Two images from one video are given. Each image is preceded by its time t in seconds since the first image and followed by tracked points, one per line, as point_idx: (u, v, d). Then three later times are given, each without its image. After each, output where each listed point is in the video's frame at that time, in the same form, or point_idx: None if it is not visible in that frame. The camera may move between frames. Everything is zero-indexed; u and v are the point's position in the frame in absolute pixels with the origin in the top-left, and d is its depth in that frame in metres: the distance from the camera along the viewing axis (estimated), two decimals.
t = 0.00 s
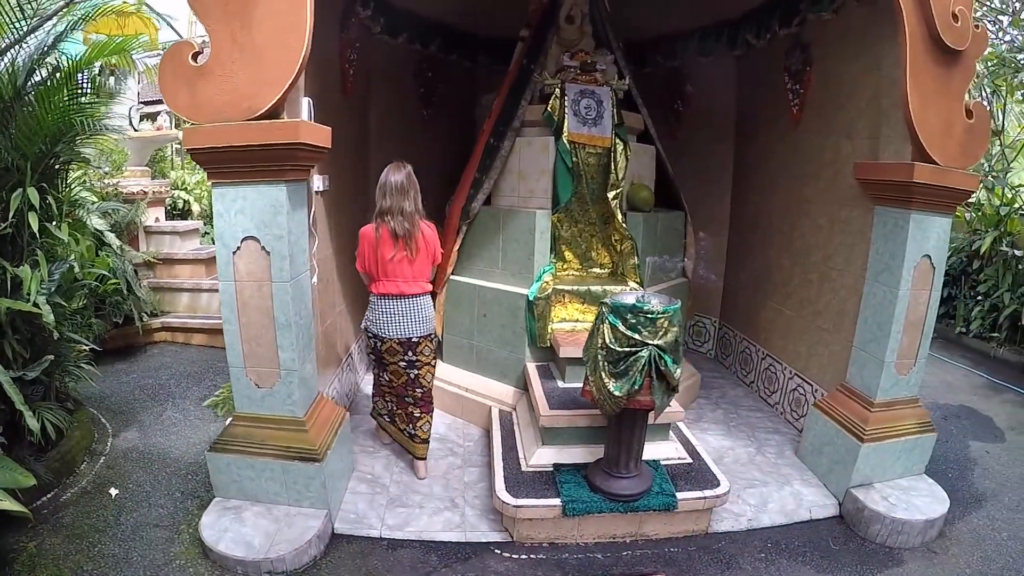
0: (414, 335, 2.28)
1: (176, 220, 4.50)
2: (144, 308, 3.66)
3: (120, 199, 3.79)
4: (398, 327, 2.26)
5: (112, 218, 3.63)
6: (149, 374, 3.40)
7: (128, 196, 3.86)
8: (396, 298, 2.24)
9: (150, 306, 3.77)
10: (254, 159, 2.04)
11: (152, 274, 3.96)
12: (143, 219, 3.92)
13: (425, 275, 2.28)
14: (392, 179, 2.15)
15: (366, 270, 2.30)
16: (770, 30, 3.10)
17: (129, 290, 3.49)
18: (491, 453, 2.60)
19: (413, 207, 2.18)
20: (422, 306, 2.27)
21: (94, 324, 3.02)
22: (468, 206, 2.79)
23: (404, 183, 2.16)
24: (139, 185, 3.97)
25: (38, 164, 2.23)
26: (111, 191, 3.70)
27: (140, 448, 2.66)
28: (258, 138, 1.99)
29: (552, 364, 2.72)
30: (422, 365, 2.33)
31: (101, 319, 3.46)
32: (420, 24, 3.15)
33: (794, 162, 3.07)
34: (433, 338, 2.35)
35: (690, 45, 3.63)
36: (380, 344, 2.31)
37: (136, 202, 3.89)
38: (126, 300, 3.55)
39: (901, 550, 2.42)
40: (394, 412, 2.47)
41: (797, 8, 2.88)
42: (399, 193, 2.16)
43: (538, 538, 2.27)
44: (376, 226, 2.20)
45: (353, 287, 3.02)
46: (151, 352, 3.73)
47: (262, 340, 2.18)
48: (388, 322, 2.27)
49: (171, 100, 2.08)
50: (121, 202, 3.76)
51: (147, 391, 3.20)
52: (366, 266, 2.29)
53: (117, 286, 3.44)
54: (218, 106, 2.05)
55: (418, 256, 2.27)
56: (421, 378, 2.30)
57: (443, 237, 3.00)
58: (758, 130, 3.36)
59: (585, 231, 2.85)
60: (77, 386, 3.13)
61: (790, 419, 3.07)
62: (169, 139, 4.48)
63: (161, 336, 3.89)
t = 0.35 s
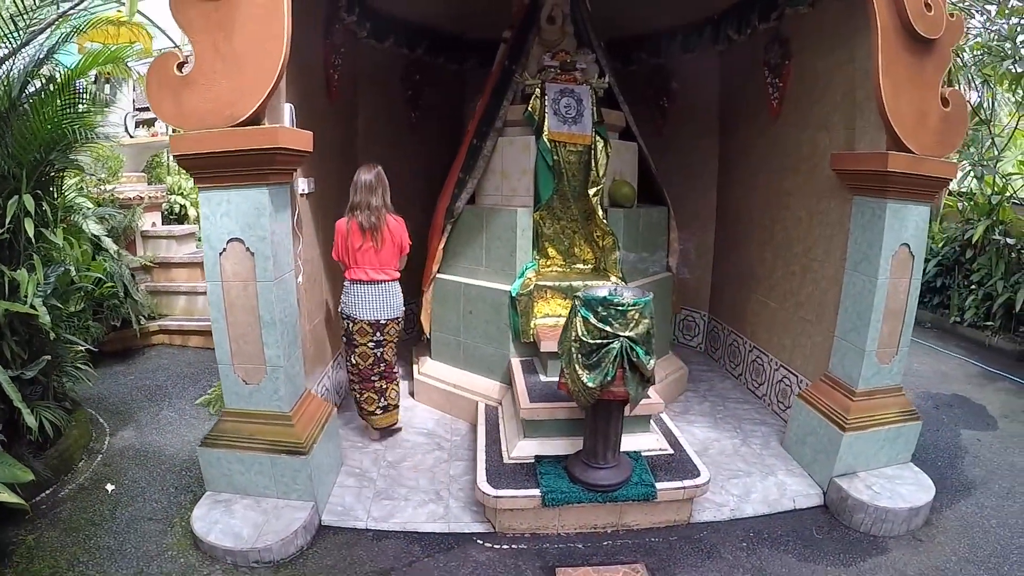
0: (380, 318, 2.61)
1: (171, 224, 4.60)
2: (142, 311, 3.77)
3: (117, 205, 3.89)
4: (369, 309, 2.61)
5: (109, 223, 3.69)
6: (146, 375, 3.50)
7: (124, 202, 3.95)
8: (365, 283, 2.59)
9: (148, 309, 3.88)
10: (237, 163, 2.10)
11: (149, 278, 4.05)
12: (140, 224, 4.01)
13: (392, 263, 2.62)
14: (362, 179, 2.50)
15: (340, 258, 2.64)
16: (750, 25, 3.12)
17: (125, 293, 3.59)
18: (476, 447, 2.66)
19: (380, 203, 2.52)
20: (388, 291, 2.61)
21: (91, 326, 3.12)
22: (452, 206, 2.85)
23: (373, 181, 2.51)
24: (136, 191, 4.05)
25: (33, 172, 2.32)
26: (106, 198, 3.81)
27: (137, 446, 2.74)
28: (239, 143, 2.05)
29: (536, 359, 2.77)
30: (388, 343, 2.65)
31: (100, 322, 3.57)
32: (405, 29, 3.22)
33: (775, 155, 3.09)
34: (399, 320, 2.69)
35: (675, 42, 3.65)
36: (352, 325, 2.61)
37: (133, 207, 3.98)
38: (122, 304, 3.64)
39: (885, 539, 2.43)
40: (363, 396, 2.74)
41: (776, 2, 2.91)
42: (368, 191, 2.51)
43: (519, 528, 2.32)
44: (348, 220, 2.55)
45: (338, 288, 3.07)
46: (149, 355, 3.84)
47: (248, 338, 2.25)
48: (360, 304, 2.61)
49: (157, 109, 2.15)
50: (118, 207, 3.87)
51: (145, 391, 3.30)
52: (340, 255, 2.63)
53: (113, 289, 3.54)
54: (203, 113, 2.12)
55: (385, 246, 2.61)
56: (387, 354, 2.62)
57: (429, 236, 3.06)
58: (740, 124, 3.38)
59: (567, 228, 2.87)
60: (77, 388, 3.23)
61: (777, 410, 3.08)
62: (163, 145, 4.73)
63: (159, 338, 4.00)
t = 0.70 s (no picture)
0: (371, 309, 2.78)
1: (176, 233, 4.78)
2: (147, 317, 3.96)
3: (122, 214, 4.07)
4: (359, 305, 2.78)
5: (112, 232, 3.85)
6: (150, 379, 3.65)
7: (129, 212, 4.14)
8: (357, 280, 2.77)
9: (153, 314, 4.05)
10: (228, 172, 2.21)
11: (153, 284, 4.18)
12: (145, 232, 4.16)
13: (381, 262, 2.79)
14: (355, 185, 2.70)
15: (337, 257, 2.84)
16: (732, 26, 3.17)
17: (130, 299, 3.78)
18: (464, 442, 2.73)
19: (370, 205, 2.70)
20: (378, 288, 2.77)
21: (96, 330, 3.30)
22: (441, 210, 2.94)
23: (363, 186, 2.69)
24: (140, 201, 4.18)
25: (40, 182, 2.48)
26: (112, 208, 4.01)
27: (140, 443, 2.88)
28: (229, 153, 2.16)
29: (523, 357, 2.84)
30: (382, 333, 2.84)
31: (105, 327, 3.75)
32: (395, 39, 3.35)
33: (759, 152, 3.12)
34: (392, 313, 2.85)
35: (663, 44, 3.70)
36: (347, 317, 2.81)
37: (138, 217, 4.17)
38: (127, 310, 3.83)
39: (871, 532, 2.42)
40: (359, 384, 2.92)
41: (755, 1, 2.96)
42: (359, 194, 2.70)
43: (503, 520, 2.38)
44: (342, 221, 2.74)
45: (333, 292, 3.17)
46: (155, 359, 4.00)
47: (241, 337, 2.36)
48: (352, 299, 2.79)
49: (154, 123, 2.28)
50: (122, 216, 4.06)
51: (148, 393, 3.44)
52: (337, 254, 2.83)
53: (117, 295, 3.73)
54: (196, 126, 2.24)
55: (376, 247, 2.78)
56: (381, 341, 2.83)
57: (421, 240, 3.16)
58: (726, 123, 3.42)
59: (553, 229, 2.94)
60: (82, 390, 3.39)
61: (767, 405, 3.10)
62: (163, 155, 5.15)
63: (163, 343, 4.15)
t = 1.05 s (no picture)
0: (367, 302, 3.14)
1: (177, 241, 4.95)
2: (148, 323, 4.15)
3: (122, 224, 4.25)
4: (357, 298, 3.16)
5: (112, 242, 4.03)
6: (152, 384, 3.82)
7: (130, 221, 4.32)
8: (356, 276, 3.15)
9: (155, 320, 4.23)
10: (217, 185, 2.35)
11: (155, 292, 4.37)
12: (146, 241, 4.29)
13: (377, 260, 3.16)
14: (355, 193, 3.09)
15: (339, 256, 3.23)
16: (715, 33, 3.22)
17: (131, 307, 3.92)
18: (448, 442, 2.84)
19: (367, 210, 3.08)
20: (373, 283, 3.13)
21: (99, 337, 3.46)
22: (427, 217, 3.05)
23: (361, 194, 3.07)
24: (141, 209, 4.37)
25: (41, 197, 2.64)
26: (112, 217, 4.19)
27: (139, 446, 3.04)
28: (217, 167, 2.29)
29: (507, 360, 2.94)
30: (377, 324, 3.22)
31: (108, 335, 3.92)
32: (386, 51, 3.47)
33: (740, 157, 3.18)
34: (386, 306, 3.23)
35: (650, 51, 3.76)
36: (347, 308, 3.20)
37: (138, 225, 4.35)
38: (130, 317, 3.99)
39: (844, 531, 2.45)
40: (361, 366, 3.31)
41: (735, 9, 3.01)
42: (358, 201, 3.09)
43: (482, 517, 2.48)
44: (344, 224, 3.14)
45: (326, 296, 3.31)
46: (156, 365, 4.17)
47: (233, 341, 2.50)
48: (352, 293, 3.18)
49: (148, 139, 2.42)
50: (122, 225, 4.24)
51: (148, 398, 3.62)
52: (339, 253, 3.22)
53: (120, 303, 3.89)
54: (187, 141, 2.38)
55: (373, 247, 3.16)
56: (376, 332, 3.20)
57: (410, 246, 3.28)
58: (711, 128, 3.48)
59: (537, 235, 2.99)
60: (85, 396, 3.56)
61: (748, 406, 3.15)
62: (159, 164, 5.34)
63: (164, 349, 4.34)
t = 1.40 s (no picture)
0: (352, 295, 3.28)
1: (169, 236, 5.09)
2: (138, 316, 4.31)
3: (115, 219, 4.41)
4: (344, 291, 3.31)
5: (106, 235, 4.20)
6: (139, 376, 3.95)
7: (123, 215, 4.49)
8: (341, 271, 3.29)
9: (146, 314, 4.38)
10: (197, 185, 2.44)
11: (146, 285, 4.50)
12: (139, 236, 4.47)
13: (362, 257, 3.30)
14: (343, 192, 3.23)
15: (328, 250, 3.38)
16: (697, 40, 3.25)
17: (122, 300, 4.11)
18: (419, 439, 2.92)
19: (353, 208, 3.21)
20: (357, 278, 3.27)
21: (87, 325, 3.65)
22: (408, 218, 3.14)
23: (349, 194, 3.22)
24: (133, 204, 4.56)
25: (32, 193, 2.76)
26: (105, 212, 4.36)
27: (124, 435, 3.16)
28: (196, 169, 2.38)
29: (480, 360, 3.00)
30: (359, 316, 3.32)
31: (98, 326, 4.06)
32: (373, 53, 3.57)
33: (718, 163, 3.20)
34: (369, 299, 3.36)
35: (637, 56, 3.78)
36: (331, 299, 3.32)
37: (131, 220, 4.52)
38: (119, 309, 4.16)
39: (806, 539, 2.45)
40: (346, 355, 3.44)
41: (715, 17, 3.03)
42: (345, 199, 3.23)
43: (446, 512, 2.54)
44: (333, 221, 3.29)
45: (309, 293, 3.41)
46: (144, 357, 4.32)
47: (211, 335, 2.60)
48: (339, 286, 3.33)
49: (134, 140, 2.51)
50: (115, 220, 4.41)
51: (135, 388, 3.75)
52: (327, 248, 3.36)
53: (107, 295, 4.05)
54: (171, 143, 2.47)
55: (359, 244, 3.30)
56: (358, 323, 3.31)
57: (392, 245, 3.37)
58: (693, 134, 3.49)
59: (514, 237, 2.99)
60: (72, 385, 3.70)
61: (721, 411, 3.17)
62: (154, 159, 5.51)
63: (154, 342, 4.49)
